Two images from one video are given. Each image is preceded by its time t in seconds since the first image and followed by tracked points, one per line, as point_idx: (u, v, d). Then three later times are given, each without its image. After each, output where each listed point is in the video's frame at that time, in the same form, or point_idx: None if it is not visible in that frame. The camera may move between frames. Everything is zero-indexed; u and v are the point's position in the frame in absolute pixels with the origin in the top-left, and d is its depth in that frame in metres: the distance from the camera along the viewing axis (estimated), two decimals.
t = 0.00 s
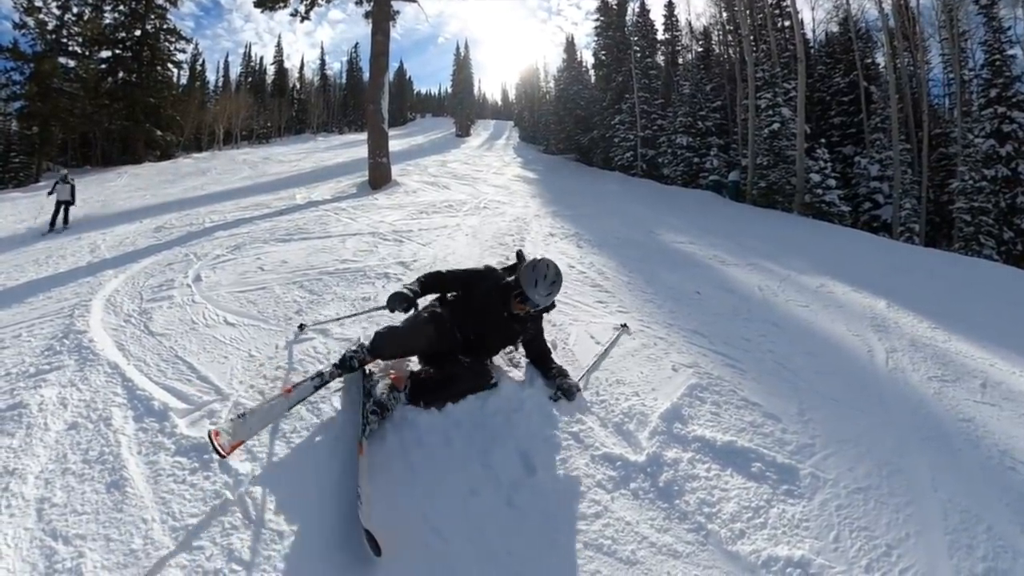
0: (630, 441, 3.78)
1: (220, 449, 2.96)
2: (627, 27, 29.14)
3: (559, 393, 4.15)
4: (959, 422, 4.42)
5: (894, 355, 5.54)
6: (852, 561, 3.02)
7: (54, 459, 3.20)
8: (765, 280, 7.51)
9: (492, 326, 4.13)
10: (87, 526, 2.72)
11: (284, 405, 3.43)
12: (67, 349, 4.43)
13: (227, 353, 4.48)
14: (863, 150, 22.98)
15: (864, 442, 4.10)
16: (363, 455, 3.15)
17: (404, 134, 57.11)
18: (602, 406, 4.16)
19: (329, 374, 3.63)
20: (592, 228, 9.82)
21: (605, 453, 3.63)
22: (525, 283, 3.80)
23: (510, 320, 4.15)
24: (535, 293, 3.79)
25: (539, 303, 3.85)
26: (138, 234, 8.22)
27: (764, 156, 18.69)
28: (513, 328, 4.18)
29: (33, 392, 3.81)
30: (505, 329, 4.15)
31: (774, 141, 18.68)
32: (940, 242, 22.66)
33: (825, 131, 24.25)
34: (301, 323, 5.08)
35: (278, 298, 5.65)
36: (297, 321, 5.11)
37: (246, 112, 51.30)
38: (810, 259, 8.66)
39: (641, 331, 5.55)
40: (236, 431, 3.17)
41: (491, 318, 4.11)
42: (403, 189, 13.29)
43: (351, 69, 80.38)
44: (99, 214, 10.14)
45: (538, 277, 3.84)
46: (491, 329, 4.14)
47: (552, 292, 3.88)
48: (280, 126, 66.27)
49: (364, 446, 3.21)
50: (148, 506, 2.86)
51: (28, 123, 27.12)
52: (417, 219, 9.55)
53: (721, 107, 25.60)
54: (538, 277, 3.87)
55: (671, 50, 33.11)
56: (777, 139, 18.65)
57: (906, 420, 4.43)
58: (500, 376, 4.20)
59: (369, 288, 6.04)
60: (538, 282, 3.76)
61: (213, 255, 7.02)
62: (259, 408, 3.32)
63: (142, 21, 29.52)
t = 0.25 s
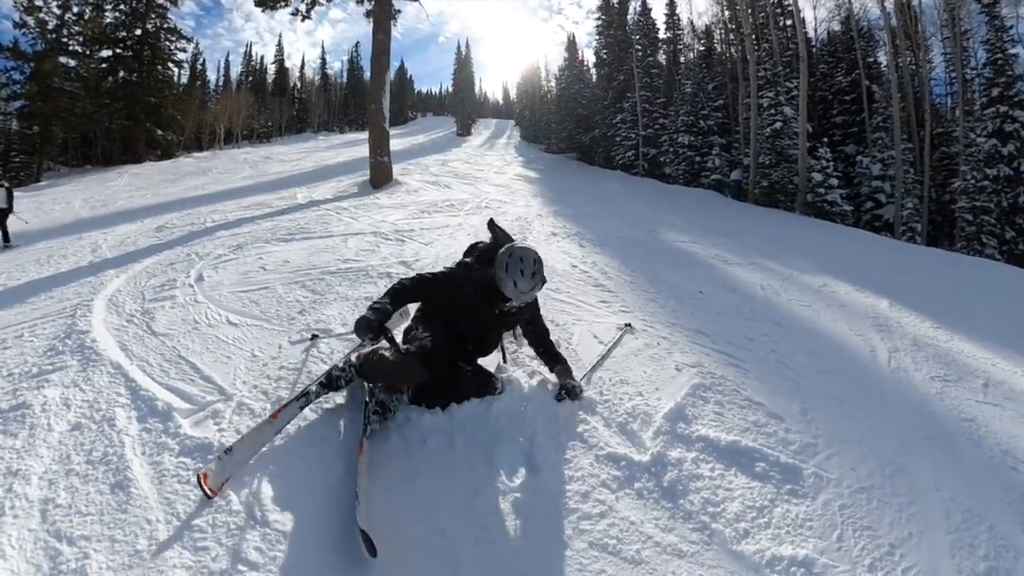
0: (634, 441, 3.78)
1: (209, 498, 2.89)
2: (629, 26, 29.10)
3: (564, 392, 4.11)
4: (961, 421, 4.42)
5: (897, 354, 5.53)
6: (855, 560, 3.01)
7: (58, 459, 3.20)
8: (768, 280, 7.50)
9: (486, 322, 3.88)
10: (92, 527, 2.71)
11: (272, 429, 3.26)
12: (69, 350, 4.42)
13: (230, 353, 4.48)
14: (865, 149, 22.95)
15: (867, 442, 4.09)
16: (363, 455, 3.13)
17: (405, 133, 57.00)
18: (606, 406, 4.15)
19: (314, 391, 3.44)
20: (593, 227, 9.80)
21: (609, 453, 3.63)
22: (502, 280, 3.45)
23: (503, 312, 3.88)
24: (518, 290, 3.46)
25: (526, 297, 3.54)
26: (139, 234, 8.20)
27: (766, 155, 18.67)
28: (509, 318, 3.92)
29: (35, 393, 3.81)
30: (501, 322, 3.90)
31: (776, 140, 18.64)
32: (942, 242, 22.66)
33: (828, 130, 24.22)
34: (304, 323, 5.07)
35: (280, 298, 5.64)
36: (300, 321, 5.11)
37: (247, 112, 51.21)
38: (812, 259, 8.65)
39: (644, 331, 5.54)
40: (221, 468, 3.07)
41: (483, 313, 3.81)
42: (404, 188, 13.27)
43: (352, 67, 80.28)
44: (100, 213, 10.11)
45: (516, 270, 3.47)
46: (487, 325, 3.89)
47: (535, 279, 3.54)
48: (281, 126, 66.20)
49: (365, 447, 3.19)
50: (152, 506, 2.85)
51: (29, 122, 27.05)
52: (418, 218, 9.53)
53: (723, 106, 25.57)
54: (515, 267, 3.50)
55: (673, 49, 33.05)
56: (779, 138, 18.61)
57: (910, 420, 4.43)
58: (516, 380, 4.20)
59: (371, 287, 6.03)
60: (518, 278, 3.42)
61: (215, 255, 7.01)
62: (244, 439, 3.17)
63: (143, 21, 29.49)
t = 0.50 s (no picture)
0: (646, 445, 3.74)
1: (208, 520, 2.75)
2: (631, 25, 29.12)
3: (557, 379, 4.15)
4: (969, 423, 4.40)
5: (903, 356, 5.51)
6: (870, 563, 2.98)
7: (60, 466, 3.13)
8: (773, 280, 7.47)
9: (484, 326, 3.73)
10: (96, 537, 2.65)
11: (268, 445, 3.18)
12: (70, 352, 4.36)
13: (233, 356, 4.43)
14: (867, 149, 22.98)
15: (878, 444, 4.07)
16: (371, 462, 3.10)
17: (406, 133, 56.87)
18: (616, 408, 4.11)
19: (310, 404, 3.46)
20: (596, 227, 9.77)
21: (622, 457, 3.60)
22: (493, 283, 3.34)
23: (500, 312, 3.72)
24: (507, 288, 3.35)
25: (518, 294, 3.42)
26: (140, 234, 8.12)
27: (768, 155, 18.66)
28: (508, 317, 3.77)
29: (36, 397, 3.74)
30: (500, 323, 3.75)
31: (779, 140, 18.62)
32: (943, 242, 22.69)
33: (830, 130, 24.24)
34: (308, 324, 5.02)
35: (283, 299, 5.59)
36: (304, 322, 5.06)
37: (247, 111, 50.99)
38: (816, 259, 8.63)
39: (651, 332, 5.50)
40: (220, 486, 2.95)
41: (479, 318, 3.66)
42: (405, 188, 13.20)
43: (351, 66, 80.07)
44: (100, 213, 10.01)
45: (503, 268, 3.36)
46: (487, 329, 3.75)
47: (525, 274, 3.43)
48: (281, 125, 65.96)
49: (370, 451, 3.16)
50: (158, 515, 2.80)
51: (28, 122, 26.87)
52: (421, 218, 9.46)
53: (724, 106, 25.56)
54: (504, 266, 3.38)
55: (674, 48, 33.04)
56: (782, 138, 18.60)
57: (919, 422, 4.40)
58: (527, 383, 4.18)
59: (376, 288, 5.98)
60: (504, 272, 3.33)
61: (217, 255, 6.94)
62: (241, 456, 3.07)
63: (143, 20, 29.39)
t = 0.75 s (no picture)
0: (667, 453, 3.71)
1: (219, 550, 2.61)
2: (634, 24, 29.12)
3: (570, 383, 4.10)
4: (981, 427, 4.39)
5: (914, 359, 5.50)
6: (892, 569, 2.97)
7: (71, 481, 3.08)
8: (780, 282, 7.45)
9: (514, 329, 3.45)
10: (112, 556, 2.60)
11: (281, 466, 3.11)
12: (76, 360, 4.29)
13: (244, 364, 4.44)
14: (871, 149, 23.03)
15: (895, 450, 4.04)
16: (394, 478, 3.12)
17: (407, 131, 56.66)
18: (635, 416, 4.08)
19: (324, 422, 3.44)
20: (602, 228, 9.74)
21: (645, 466, 3.57)
22: (549, 285, 3.19)
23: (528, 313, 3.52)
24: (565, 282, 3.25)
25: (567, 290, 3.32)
26: (143, 235, 8.02)
27: (772, 155, 18.66)
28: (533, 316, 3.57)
29: (43, 408, 3.68)
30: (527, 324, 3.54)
31: (783, 140, 18.62)
32: (947, 241, 22.74)
33: (833, 130, 24.28)
34: (319, 330, 4.99)
35: (292, 304, 5.54)
36: (314, 328, 5.02)
37: (247, 110, 50.70)
38: (821, 260, 8.62)
39: (664, 337, 5.47)
40: (230, 513, 2.80)
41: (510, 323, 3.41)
42: (409, 188, 13.13)
43: (351, 64, 79.73)
44: (103, 214, 9.91)
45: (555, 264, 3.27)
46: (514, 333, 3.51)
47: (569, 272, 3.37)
48: (281, 125, 65.59)
49: (394, 467, 3.19)
50: (175, 533, 2.75)
51: (28, 122, 26.64)
52: (427, 219, 9.40)
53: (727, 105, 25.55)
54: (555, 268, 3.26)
55: (677, 47, 32.98)
56: (786, 138, 18.59)
57: (934, 427, 4.38)
58: (548, 391, 4.17)
59: (386, 292, 5.92)
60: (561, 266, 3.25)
61: (222, 258, 6.88)
62: (251, 482, 2.92)
63: (144, 19, 29.17)
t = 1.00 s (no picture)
0: (676, 460, 3.72)
1: (227, 568, 2.60)
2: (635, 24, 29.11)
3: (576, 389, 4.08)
4: (985, 431, 4.39)
5: (918, 362, 5.51)
6: None
7: (78, 493, 3.08)
8: (784, 284, 7.46)
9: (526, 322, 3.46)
10: (122, 570, 2.61)
11: (290, 480, 3.11)
12: (81, 366, 4.28)
13: (250, 370, 4.44)
14: (873, 149, 23.05)
15: (903, 456, 4.03)
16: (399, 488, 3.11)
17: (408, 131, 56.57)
18: (643, 422, 4.08)
19: (333, 434, 3.39)
20: (605, 229, 9.74)
21: (654, 473, 3.58)
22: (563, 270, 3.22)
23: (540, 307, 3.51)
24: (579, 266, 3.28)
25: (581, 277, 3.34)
26: (145, 237, 7.99)
27: (775, 155, 18.64)
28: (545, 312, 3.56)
29: (48, 416, 3.67)
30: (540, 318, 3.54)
31: (786, 140, 18.62)
32: (950, 241, 22.73)
33: (835, 129, 24.28)
34: (324, 336, 4.99)
35: (296, 308, 5.53)
36: (320, 334, 5.02)
37: (247, 110, 50.58)
38: (824, 261, 8.62)
39: (670, 341, 5.46)
40: (238, 530, 2.78)
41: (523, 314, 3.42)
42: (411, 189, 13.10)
43: (352, 63, 79.51)
44: (104, 215, 9.86)
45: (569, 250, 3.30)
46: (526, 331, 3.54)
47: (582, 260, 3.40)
48: (281, 125, 65.46)
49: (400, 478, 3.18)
50: (186, 545, 2.77)
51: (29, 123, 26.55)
52: (430, 221, 9.37)
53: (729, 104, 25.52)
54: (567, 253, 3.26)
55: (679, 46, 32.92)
56: (789, 138, 18.58)
57: (941, 432, 4.38)
58: (556, 396, 4.18)
59: (390, 296, 5.90)
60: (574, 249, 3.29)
61: (224, 261, 6.84)
62: (261, 497, 2.92)
63: (144, 19, 29.09)
